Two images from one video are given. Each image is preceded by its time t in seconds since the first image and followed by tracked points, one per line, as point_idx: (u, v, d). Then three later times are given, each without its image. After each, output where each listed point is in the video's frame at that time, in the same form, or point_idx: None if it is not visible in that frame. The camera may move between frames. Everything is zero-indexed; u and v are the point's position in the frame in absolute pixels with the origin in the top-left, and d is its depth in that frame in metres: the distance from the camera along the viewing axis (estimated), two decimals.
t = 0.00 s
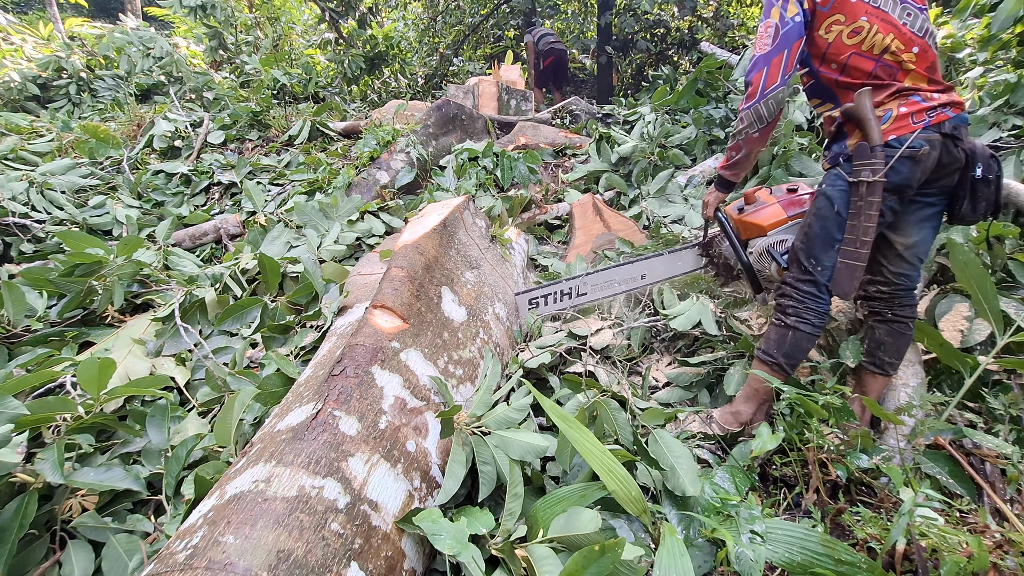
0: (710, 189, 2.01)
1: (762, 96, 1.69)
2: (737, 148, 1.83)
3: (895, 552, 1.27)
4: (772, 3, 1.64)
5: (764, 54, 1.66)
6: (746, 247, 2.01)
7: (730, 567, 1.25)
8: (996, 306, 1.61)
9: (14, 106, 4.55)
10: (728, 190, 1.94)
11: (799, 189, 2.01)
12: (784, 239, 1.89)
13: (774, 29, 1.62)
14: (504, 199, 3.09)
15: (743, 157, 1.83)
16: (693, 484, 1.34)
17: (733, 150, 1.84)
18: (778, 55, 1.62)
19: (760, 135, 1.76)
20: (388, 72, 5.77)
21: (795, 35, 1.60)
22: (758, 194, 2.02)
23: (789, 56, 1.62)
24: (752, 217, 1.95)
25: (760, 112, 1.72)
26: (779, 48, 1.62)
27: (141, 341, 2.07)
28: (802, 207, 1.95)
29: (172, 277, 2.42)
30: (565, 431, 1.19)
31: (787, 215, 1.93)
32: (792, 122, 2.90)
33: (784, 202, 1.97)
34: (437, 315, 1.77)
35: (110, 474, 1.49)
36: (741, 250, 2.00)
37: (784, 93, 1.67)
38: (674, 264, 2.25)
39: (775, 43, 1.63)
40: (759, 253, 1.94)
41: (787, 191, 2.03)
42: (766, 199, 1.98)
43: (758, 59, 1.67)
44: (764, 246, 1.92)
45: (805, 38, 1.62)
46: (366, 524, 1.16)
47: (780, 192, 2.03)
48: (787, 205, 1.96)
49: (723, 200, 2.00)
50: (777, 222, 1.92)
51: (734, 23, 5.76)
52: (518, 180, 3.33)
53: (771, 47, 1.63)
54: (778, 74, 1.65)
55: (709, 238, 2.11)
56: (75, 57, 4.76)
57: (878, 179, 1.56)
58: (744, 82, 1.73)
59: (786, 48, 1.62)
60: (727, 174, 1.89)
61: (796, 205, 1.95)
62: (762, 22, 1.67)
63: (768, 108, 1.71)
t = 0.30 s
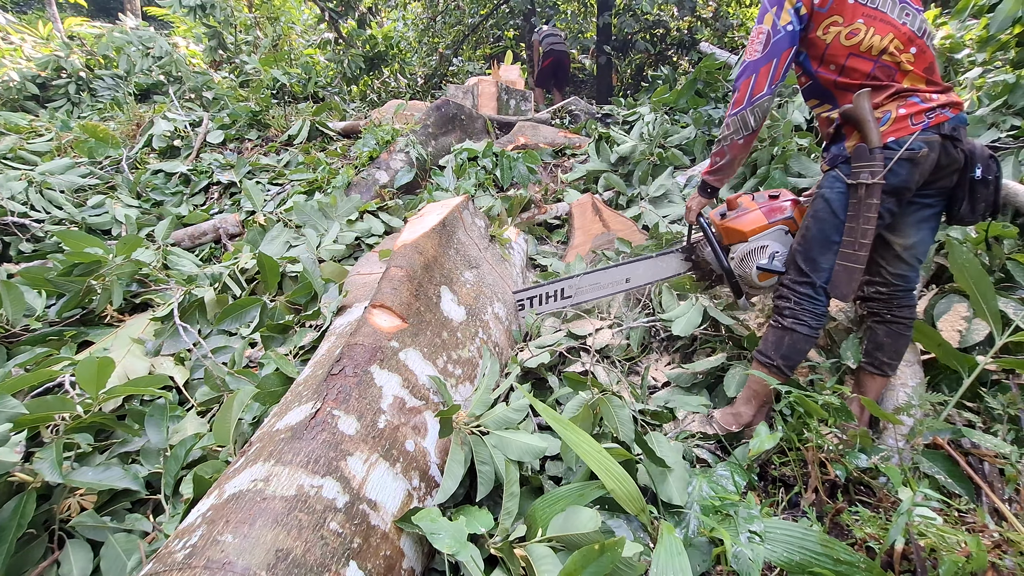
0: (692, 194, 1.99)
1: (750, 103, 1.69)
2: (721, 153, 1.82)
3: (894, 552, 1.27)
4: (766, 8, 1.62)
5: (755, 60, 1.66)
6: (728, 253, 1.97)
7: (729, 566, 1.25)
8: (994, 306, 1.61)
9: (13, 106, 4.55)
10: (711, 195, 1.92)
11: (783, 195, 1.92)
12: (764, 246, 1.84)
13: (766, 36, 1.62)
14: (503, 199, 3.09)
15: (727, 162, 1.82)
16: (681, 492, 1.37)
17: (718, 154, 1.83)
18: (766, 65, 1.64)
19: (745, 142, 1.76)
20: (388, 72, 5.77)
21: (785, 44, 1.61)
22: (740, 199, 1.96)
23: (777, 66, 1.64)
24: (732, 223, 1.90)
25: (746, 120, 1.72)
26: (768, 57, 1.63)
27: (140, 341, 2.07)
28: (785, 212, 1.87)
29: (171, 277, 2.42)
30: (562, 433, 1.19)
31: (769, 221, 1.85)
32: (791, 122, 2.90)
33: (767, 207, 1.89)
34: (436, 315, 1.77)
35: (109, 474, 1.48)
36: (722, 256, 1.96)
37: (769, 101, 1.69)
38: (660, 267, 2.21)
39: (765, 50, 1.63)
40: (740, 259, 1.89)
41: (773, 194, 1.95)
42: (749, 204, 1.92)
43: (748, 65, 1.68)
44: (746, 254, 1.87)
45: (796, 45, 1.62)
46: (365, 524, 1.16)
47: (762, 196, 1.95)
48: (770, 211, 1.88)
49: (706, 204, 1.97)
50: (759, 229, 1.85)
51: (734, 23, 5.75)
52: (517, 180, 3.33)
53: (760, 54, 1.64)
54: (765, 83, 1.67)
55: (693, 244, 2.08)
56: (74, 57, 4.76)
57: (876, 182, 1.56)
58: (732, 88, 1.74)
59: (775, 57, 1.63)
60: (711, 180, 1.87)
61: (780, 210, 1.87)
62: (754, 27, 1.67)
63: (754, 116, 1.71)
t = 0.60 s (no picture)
0: (672, 198, 2.03)
1: (733, 107, 1.73)
2: (701, 156, 1.88)
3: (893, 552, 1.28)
4: (758, 12, 1.64)
5: (741, 65, 1.69)
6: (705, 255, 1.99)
7: (728, 566, 1.25)
8: (992, 306, 1.61)
9: (12, 105, 4.54)
10: (690, 198, 1.98)
11: (760, 198, 1.94)
12: (741, 249, 1.86)
13: (755, 41, 1.65)
14: (503, 199, 3.09)
15: (706, 164, 1.88)
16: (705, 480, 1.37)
17: (697, 157, 1.89)
18: (752, 70, 1.67)
19: (726, 146, 1.81)
20: (388, 72, 5.78)
21: (772, 51, 1.63)
22: (717, 202, 1.96)
23: (762, 72, 1.66)
24: (708, 225, 1.91)
25: (727, 124, 1.76)
26: (755, 62, 1.66)
27: (140, 341, 2.07)
28: (761, 215, 1.89)
29: (170, 277, 2.42)
30: (560, 432, 1.20)
31: (745, 225, 1.87)
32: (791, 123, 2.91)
33: (744, 210, 1.91)
34: (436, 314, 1.77)
35: (108, 473, 1.48)
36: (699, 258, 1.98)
37: (751, 108, 1.73)
38: (640, 269, 2.22)
39: (752, 56, 1.66)
40: (716, 262, 1.91)
41: (750, 196, 1.96)
42: (726, 207, 1.93)
43: (734, 69, 1.71)
44: (722, 258, 1.90)
45: (783, 52, 1.64)
46: (364, 523, 1.17)
47: (739, 200, 1.97)
48: (747, 214, 1.90)
49: (686, 207, 2.01)
50: (736, 231, 1.87)
51: (734, 23, 5.65)
52: (517, 180, 3.34)
53: (748, 59, 1.67)
54: (750, 88, 1.70)
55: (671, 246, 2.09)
56: (74, 56, 4.75)
57: (875, 184, 1.56)
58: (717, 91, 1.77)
59: (761, 64, 1.66)
60: (690, 182, 1.94)
61: (756, 213, 1.89)
62: (745, 31, 1.68)
63: (735, 120, 1.75)
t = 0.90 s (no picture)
0: (648, 200, 2.03)
1: (716, 113, 1.74)
2: (680, 158, 1.88)
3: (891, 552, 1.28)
4: (746, 18, 1.63)
5: (727, 71, 1.69)
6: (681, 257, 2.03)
7: (727, 565, 1.25)
8: (991, 306, 1.61)
9: (12, 105, 4.54)
10: (667, 200, 1.97)
11: (732, 202, 1.99)
12: (715, 252, 1.90)
13: (741, 48, 1.65)
14: (502, 199, 3.09)
15: (684, 168, 1.89)
16: (706, 468, 1.40)
17: (676, 160, 1.89)
18: (737, 78, 1.68)
19: (705, 150, 1.82)
20: (388, 72, 5.77)
21: (759, 59, 1.64)
22: (693, 205, 1.99)
23: (747, 80, 1.68)
24: (683, 228, 1.94)
25: (708, 129, 1.77)
26: (740, 70, 1.67)
27: (139, 341, 2.07)
28: (733, 219, 1.92)
29: (170, 276, 2.42)
30: (563, 432, 1.20)
31: (719, 228, 1.91)
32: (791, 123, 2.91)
33: (718, 213, 1.94)
34: (435, 314, 1.77)
35: (107, 473, 1.48)
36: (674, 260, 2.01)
37: (733, 114, 1.76)
38: (619, 272, 2.24)
39: (739, 62, 1.67)
40: (691, 264, 1.95)
41: (725, 200, 2.01)
42: (701, 210, 1.97)
43: (719, 74, 1.71)
44: (697, 261, 1.93)
45: (770, 60, 1.65)
46: (363, 522, 1.17)
47: (714, 203, 2.01)
48: (720, 217, 1.93)
49: (662, 209, 2.00)
50: (710, 235, 1.91)
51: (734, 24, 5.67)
52: (516, 180, 3.34)
53: (733, 66, 1.67)
54: (734, 95, 1.72)
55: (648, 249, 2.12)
56: (73, 55, 4.75)
57: (875, 187, 1.56)
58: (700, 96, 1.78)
59: (746, 71, 1.67)
60: (667, 184, 1.93)
61: (731, 217, 1.93)
62: (733, 37, 1.69)
63: (716, 125, 1.77)
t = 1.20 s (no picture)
0: (632, 202, 2.03)
1: (703, 118, 1.74)
2: (665, 161, 1.88)
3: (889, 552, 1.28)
4: (736, 25, 1.63)
5: (716, 76, 1.69)
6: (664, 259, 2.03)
7: (726, 565, 1.25)
8: (990, 307, 1.61)
9: (11, 104, 4.53)
10: (653, 202, 1.98)
11: (715, 202, 1.99)
12: (697, 254, 1.90)
13: (731, 54, 1.65)
14: (502, 199, 3.09)
15: (670, 170, 1.89)
16: (722, 458, 1.49)
17: (661, 162, 1.89)
18: (725, 84, 1.68)
19: (689, 153, 1.82)
20: (388, 72, 5.77)
21: (749, 65, 1.64)
22: (676, 207, 2.00)
23: (736, 86, 1.67)
24: (666, 230, 1.95)
25: (694, 133, 1.78)
26: (729, 76, 1.67)
27: (138, 340, 2.07)
28: (715, 220, 1.91)
29: (169, 276, 2.42)
30: (571, 432, 1.18)
31: (702, 229, 1.90)
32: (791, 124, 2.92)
33: (700, 214, 1.94)
34: (435, 314, 1.77)
35: (107, 472, 1.48)
36: (657, 262, 2.02)
37: (719, 120, 1.75)
38: (605, 273, 2.23)
39: (728, 68, 1.67)
40: (674, 267, 1.95)
41: (708, 202, 2.01)
42: (684, 211, 1.97)
43: (709, 80, 1.71)
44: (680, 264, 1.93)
45: (760, 66, 1.65)
46: (362, 522, 1.17)
47: (697, 205, 2.01)
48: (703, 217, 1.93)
49: (646, 211, 2.01)
50: (692, 236, 1.90)
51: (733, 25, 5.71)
52: (516, 180, 3.33)
53: (723, 72, 1.67)
54: (722, 100, 1.71)
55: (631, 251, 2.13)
56: (73, 55, 4.75)
57: (871, 190, 1.56)
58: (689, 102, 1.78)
59: (734, 78, 1.67)
60: (652, 186, 1.94)
61: (711, 218, 1.91)
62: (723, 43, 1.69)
63: (703, 131, 1.77)
